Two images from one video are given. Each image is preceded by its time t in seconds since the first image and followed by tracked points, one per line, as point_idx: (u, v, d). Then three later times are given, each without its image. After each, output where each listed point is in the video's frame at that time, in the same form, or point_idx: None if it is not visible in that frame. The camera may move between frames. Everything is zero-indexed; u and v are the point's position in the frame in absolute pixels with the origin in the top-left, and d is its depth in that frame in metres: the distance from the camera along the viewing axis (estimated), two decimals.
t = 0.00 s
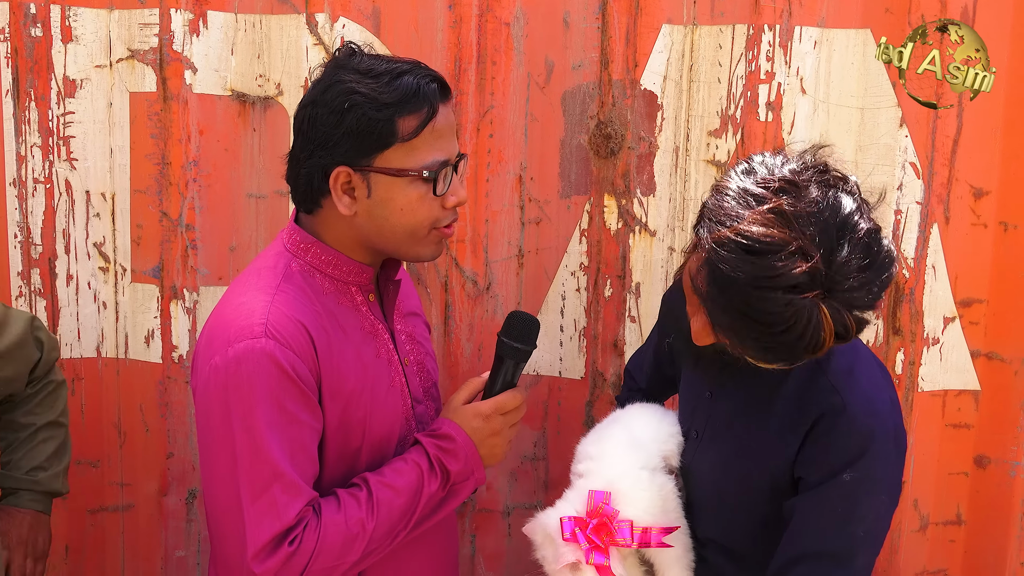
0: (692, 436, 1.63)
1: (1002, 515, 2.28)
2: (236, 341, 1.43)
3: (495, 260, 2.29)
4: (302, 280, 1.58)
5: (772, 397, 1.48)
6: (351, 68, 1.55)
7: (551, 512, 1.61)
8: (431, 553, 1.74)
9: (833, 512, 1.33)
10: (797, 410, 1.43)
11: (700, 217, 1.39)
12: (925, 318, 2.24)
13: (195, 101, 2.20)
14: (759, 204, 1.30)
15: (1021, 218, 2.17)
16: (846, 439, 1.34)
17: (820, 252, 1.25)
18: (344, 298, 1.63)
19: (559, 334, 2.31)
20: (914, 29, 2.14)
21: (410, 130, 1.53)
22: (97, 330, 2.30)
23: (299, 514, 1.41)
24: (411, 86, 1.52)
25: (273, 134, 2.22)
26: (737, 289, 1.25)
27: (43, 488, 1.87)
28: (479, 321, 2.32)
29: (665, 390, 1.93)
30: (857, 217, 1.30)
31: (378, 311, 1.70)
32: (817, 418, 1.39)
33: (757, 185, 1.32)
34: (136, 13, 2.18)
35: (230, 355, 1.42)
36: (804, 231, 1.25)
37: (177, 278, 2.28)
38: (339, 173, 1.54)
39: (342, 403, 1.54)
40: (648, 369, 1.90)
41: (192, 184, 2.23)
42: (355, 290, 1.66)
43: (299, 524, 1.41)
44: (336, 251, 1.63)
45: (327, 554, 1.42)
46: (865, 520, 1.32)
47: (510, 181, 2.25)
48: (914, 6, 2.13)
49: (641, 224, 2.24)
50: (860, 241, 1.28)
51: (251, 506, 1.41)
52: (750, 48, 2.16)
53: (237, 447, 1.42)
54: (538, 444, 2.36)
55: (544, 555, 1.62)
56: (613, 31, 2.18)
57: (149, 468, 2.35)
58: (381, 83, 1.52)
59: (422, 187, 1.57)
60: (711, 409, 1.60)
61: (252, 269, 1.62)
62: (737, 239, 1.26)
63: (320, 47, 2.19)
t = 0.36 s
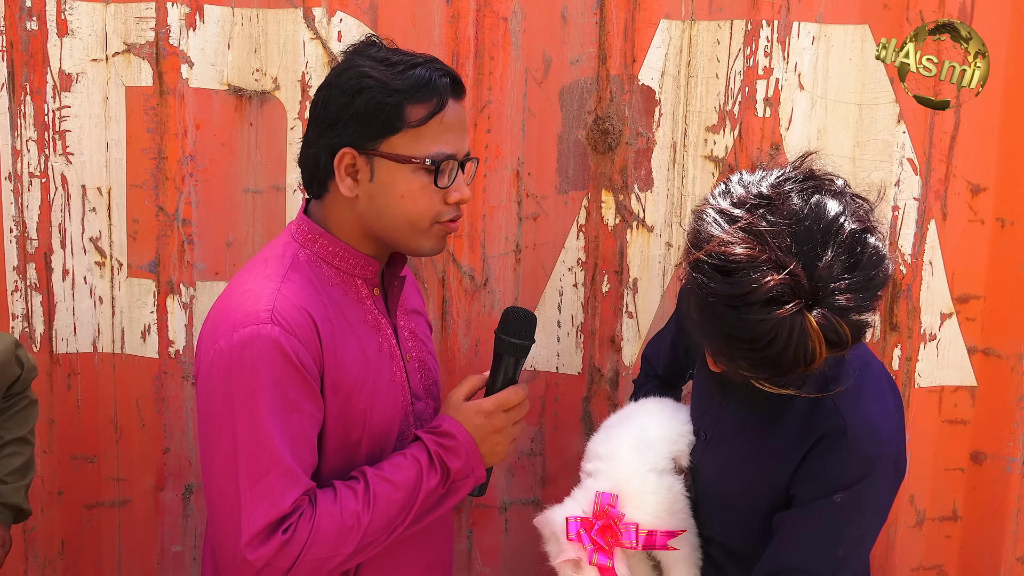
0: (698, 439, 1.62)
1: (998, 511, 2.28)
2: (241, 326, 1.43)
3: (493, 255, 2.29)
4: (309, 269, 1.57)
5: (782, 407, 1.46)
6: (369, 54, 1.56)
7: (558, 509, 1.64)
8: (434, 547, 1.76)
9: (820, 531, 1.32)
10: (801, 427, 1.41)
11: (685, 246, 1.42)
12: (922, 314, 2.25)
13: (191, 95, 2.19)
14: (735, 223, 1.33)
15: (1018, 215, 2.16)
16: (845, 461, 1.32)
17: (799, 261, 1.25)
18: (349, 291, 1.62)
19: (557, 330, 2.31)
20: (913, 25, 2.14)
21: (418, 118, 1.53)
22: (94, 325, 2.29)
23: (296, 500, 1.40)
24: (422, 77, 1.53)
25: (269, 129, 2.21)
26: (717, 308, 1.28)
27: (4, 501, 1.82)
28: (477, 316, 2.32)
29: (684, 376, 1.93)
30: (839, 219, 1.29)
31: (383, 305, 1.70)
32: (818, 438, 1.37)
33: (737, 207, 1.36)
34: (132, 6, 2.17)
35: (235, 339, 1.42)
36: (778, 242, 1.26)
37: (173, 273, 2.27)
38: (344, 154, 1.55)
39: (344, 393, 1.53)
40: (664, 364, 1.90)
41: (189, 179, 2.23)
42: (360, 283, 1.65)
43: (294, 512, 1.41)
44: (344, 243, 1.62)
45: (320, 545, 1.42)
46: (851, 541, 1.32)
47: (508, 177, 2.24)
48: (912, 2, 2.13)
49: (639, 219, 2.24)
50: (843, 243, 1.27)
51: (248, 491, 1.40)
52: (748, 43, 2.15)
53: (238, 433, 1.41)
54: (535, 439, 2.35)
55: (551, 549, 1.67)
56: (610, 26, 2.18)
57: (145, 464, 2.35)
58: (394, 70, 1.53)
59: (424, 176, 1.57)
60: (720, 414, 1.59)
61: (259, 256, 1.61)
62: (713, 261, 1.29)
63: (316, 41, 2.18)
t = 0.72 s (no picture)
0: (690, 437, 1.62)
1: (992, 506, 2.29)
2: (242, 302, 1.44)
3: (489, 250, 2.29)
4: (314, 252, 1.58)
5: (774, 401, 1.46)
6: (401, 49, 1.59)
7: (551, 512, 1.64)
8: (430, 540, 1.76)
9: (824, 523, 1.31)
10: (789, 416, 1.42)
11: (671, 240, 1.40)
12: (917, 309, 2.25)
13: (187, 89, 2.19)
14: (725, 223, 1.31)
15: (1014, 210, 2.16)
16: (835, 448, 1.32)
17: (781, 271, 1.26)
18: (353, 278, 1.62)
19: (552, 324, 2.30)
20: (909, 21, 2.14)
21: (441, 116, 1.55)
22: (89, 320, 2.29)
23: (287, 475, 1.40)
24: (450, 77, 1.55)
25: (265, 123, 2.21)
26: (696, 308, 1.27)
27: None
28: (473, 311, 2.32)
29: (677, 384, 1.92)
30: (828, 233, 1.29)
31: (387, 297, 1.69)
32: (806, 425, 1.38)
33: (727, 205, 1.33)
34: None
35: (236, 314, 1.43)
36: (765, 251, 1.25)
37: (169, 267, 2.26)
38: (364, 141, 1.56)
39: (341, 376, 1.53)
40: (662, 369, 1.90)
41: (184, 173, 2.22)
42: (365, 273, 1.65)
43: (284, 487, 1.41)
44: (350, 231, 1.62)
45: (309, 522, 1.41)
46: (859, 529, 1.30)
47: (504, 171, 2.24)
48: None
49: (635, 214, 2.24)
50: (827, 259, 1.27)
51: (240, 463, 1.41)
52: (744, 38, 2.15)
53: (234, 407, 1.41)
54: (531, 434, 2.35)
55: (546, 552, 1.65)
56: (607, 20, 2.17)
57: (141, 458, 2.34)
58: (425, 67, 1.55)
59: (439, 171, 1.58)
60: (709, 411, 1.59)
61: (267, 240, 1.63)
62: (698, 262, 1.28)
63: (312, 35, 2.18)
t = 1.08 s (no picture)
0: (692, 433, 1.61)
1: (990, 500, 2.29)
2: (245, 286, 1.44)
3: (487, 243, 2.28)
4: (321, 241, 1.57)
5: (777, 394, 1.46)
6: (411, 43, 1.58)
7: (549, 516, 1.60)
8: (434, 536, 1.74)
9: (842, 510, 1.32)
10: (798, 406, 1.42)
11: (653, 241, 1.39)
12: (916, 303, 2.25)
13: (183, 81, 2.17)
14: (699, 206, 1.31)
15: (1013, 203, 2.16)
16: (848, 436, 1.33)
17: (763, 234, 1.26)
18: (362, 268, 1.61)
19: (551, 318, 2.29)
20: (908, 14, 2.14)
21: (450, 113, 1.54)
22: (85, 313, 2.27)
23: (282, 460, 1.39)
24: (460, 73, 1.54)
25: (262, 116, 2.20)
26: (689, 291, 1.27)
27: None
28: (471, 304, 2.31)
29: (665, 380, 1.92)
30: (797, 186, 1.30)
31: (397, 289, 1.68)
32: (818, 415, 1.38)
33: (697, 188, 1.35)
34: None
35: (239, 297, 1.43)
36: (739, 217, 1.26)
37: (165, 260, 2.25)
38: (373, 135, 1.55)
39: (343, 363, 1.52)
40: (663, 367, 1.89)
41: (180, 166, 2.21)
42: (375, 264, 1.64)
43: (278, 472, 1.40)
44: (359, 222, 1.62)
45: (301, 509, 1.41)
46: (875, 516, 1.31)
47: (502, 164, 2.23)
48: None
49: (633, 208, 2.23)
50: (803, 209, 1.28)
51: (235, 445, 1.40)
52: (743, 31, 2.14)
53: (233, 390, 1.41)
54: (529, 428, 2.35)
55: (544, 555, 1.61)
56: (605, 12, 2.16)
57: (137, 452, 2.34)
58: (434, 61, 1.54)
59: (446, 167, 1.56)
60: (711, 405, 1.59)
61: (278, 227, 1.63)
62: (681, 248, 1.28)
63: (309, 27, 2.17)
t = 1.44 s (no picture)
0: (686, 433, 1.61)
1: (989, 495, 2.29)
2: (243, 295, 1.44)
3: (484, 241, 2.27)
4: (319, 245, 1.56)
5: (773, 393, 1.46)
6: (415, 39, 1.58)
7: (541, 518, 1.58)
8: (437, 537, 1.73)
9: (827, 516, 1.32)
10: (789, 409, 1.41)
11: (679, 247, 1.37)
12: (914, 299, 2.24)
13: (178, 81, 2.17)
14: (733, 226, 1.28)
15: (1011, 198, 2.16)
16: (837, 441, 1.32)
17: (797, 268, 1.24)
18: (361, 270, 1.61)
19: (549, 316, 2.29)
20: (905, 9, 2.14)
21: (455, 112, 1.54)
22: (82, 314, 2.27)
23: (283, 468, 1.39)
24: (465, 69, 1.54)
25: (258, 115, 2.19)
26: (718, 315, 1.26)
27: None
28: (468, 303, 2.31)
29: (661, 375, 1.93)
30: (832, 223, 1.28)
31: (399, 289, 1.68)
32: (807, 419, 1.37)
33: (735, 207, 1.31)
34: None
35: (237, 307, 1.42)
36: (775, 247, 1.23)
37: (161, 261, 2.25)
38: (375, 131, 1.55)
39: (345, 368, 1.52)
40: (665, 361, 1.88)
41: (176, 166, 2.20)
42: (375, 265, 1.64)
43: (280, 481, 1.40)
44: (358, 223, 1.61)
45: (303, 517, 1.40)
46: (858, 521, 1.32)
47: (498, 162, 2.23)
48: None
49: (630, 205, 2.23)
50: (835, 248, 1.26)
51: (235, 455, 1.40)
52: (740, 27, 2.14)
53: (234, 401, 1.41)
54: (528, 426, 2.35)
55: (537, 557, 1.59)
56: (601, 9, 2.16)
57: (135, 453, 2.33)
58: (439, 58, 1.54)
59: (449, 165, 1.56)
60: (704, 406, 1.59)
61: (277, 232, 1.62)
62: (714, 267, 1.25)
63: (305, 25, 2.17)
